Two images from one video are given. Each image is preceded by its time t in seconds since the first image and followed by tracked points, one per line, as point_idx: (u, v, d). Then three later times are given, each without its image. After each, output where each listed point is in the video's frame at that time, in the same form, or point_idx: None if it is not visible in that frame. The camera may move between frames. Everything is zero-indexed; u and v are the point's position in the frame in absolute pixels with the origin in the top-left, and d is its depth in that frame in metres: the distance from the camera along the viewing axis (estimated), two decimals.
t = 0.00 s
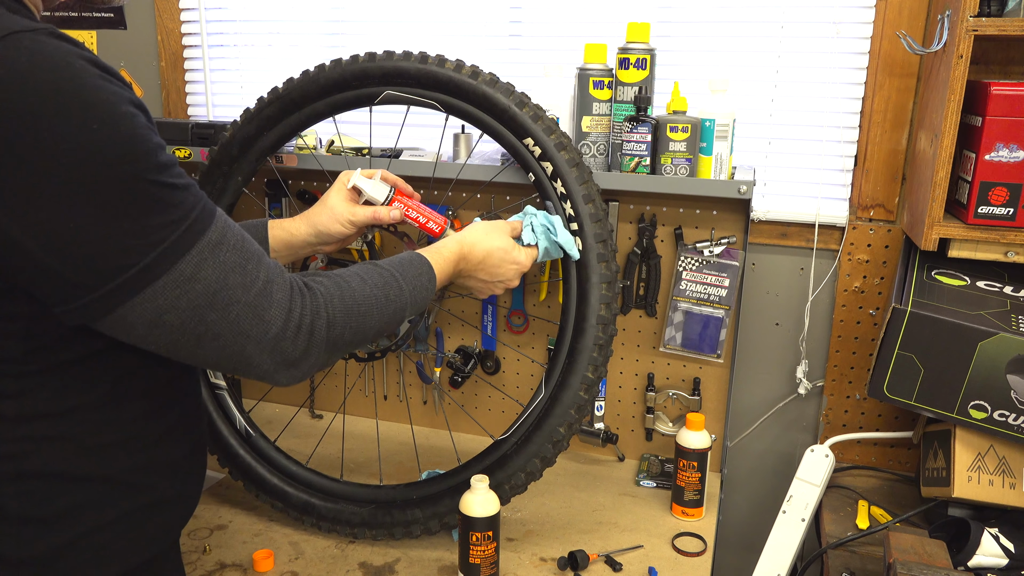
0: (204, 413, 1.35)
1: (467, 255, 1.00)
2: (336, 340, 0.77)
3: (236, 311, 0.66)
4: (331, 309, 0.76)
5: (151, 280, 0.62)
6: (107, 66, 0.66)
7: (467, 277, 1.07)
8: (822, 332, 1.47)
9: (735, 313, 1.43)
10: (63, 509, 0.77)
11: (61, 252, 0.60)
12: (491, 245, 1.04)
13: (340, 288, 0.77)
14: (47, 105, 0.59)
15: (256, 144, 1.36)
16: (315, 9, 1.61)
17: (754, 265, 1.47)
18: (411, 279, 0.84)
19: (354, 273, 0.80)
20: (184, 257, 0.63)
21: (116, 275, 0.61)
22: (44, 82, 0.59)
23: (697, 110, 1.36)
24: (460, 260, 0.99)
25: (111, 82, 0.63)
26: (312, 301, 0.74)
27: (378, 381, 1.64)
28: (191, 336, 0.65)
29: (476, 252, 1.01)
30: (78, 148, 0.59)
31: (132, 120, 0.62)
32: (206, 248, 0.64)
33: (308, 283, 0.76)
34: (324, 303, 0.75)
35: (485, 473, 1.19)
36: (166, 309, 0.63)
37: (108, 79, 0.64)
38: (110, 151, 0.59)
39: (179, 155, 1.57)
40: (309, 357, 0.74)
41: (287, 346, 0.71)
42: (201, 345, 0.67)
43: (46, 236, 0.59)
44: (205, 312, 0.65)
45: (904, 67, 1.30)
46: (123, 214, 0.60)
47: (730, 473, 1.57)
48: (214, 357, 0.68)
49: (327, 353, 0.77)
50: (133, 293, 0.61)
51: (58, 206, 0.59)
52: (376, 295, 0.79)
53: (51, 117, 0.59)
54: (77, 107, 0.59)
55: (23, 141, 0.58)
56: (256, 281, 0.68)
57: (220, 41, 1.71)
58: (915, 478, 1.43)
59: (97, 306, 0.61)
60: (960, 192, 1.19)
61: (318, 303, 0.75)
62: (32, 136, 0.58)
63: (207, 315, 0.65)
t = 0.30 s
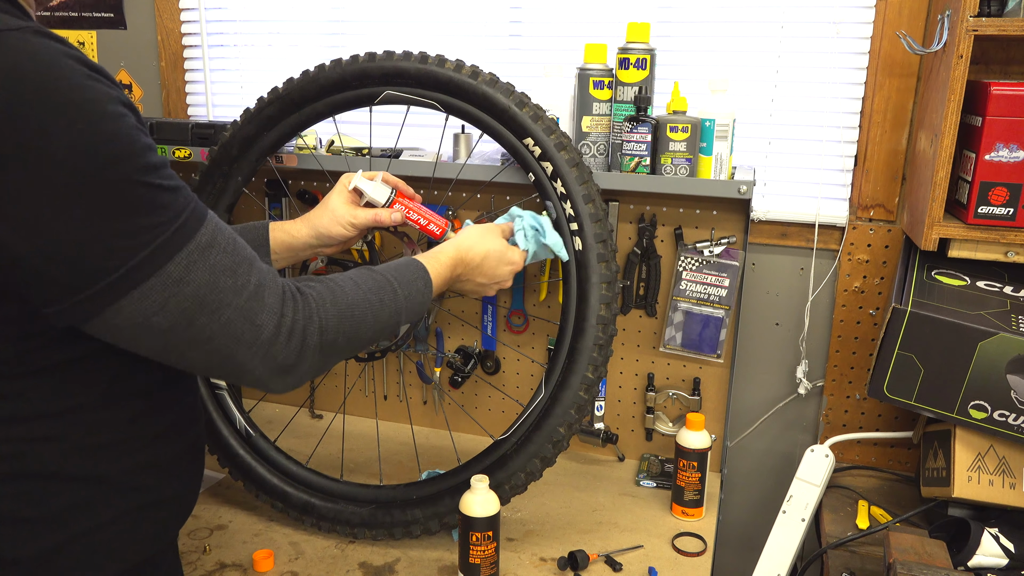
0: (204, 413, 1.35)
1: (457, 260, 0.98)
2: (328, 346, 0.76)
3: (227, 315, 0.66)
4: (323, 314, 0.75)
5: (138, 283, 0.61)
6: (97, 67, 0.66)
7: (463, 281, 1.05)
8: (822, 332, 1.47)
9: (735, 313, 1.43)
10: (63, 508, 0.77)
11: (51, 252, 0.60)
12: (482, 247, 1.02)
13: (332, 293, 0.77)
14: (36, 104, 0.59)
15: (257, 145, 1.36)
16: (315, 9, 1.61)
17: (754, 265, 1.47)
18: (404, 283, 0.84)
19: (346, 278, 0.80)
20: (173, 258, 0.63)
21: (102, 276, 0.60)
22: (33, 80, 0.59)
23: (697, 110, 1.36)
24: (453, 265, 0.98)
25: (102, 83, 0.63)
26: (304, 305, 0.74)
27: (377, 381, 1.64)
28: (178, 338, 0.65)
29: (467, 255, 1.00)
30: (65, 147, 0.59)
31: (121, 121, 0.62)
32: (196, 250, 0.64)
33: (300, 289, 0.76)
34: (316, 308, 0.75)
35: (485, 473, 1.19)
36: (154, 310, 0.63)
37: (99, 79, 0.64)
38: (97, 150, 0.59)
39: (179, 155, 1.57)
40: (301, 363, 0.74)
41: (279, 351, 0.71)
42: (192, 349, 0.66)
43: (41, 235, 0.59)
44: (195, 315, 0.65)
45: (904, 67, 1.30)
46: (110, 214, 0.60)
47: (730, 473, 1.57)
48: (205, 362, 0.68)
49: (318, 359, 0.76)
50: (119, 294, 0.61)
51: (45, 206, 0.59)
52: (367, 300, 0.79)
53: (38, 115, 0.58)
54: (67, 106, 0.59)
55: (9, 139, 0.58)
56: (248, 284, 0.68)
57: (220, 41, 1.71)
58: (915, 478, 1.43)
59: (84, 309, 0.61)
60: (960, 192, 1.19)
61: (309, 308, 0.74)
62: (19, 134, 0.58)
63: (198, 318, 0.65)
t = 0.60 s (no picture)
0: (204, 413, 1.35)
1: (430, 278, 0.94)
2: (303, 373, 0.75)
3: (199, 337, 0.65)
4: (299, 339, 0.74)
5: (111, 297, 0.61)
6: (90, 74, 0.66)
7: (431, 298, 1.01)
8: (822, 332, 1.47)
9: (735, 313, 1.43)
10: (62, 509, 0.77)
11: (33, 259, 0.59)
12: (456, 265, 0.98)
13: (309, 317, 0.76)
14: (20, 109, 0.59)
15: (256, 144, 1.36)
16: (315, 9, 1.61)
17: (754, 265, 1.47)
18: (385, 307, 0.82)
19: (325, 301, 0.79)
20: (147, 274, 0.62)
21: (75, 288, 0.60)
22: (18, 84, 0.59)
23: (697, 110, 1.36)
24: (427, 283, 0.94)
25: (92, 90, 0.63)
26: (279, 329, 0.73)
27: (377, 381, 1.64)
28: (148, 357, 0.63)
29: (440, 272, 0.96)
30: (46, 154, 0.59)
31: (106, 129, 0.62)
32: (173, 267, 0.63)
33: (277, 312, 0.74)
34: (291, 334, 0.74)
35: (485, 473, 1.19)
36: (125, 326, 0.62)
37: (89, 86, 0.64)
38: (78, 158, 0.59)
39: (179, 155, 1.57)
40: (273, 390, 0.72)
41: (250, 377, 0.70)
42: (161, 371, 0.65)
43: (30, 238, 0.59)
44: (168, 335, 0.63)
45: (904, 67, 1.30)
46: (86, 224, 0.59)
47: (730, 472, 1.57)
48: (173, 385, 0.66)
49: (292, 387, 0.74)
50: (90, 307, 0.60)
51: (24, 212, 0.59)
52: (346, 325, 0.78)
53: (21, 121, 0.58)
54: (51, 112, 0.59)
55: None
56: (223, 306, 0.67)
57: (220, 41, 1.71)
58: (915, 478, 1.43)
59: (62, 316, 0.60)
60: (960, 192, 1.19)
61: (285, 332, 0.73)
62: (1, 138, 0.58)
63: (170, 338, 0.63)
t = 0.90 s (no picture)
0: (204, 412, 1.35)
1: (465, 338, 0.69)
2: (298, 470, 0.61)
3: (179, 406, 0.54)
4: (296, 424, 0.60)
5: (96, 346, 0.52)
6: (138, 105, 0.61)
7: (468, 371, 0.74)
8: (822, 332, 1.47)
9: (735, 313, 1.43)
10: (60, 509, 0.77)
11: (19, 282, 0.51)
12: (505, 314, 0.71)
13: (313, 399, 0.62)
14: (55, 117, 0.51)
15: (255, 143, 1.36)
16: (315, 9, 1.61)
17: (753, 265, 1.47)
18: (413, 382, 0.65)
19: (351, 374, 0.65)
20: (135, 328, 0.52)
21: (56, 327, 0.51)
22: (64, 93, 0.52)
23: (697, 110, 1.36)
24: (463, 346, 0.70)
25: (137, 120, 0.57)
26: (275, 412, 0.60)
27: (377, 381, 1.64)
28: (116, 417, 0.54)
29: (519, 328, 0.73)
30: (65, 167, 0.51)
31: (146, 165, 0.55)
32: (159, 318, 0.53)
33: (274, 392, 0.61)
34: (293, 417, 0.60)
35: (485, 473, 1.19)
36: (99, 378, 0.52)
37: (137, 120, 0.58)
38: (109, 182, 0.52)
39: (179, 155, 1.57)
40: (254, 488, 0.59)
41: (226, 467, 0.57)
42: (126, 436, 0.54)
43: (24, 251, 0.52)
44: (136, 396, 0.53)
45: (904, 67, 1.30)
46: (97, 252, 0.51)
47: (730, 472, 1.57)
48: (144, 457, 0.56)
49: (284, 483, 0.60)
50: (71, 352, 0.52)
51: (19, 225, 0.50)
52: (359, 416, 0.63)
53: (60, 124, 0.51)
54: (89, 123, 0.52)
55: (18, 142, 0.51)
56: (205, 377, 0.55)
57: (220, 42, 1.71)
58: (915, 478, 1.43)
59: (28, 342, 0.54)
60: (960, 192, 1.19)
61: (288, 415, 0.60)
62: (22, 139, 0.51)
63: (138, 398, 0.53)
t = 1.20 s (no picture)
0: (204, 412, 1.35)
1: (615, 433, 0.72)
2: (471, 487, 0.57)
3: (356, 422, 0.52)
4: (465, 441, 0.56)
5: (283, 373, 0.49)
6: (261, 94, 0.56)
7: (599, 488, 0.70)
8: (822, 332, 1.47)
9: (735, 313, 1.43)
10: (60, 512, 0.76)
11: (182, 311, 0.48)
12: (638, 443, 0.73)
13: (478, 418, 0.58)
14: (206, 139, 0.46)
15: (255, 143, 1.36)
16: (315, 9, 1.61)
17: (754, 265, 1.47)
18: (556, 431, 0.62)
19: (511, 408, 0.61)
20: (334, 344, 0.50)
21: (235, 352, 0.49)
22: (203, 111, 0.47)
23: (697, 110, 1.36)
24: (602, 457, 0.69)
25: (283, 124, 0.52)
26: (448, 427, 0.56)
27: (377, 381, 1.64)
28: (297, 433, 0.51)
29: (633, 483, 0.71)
30: (241, 196, 0.46)
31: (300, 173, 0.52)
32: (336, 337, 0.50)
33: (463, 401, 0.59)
34: (478, 424, 0.58)
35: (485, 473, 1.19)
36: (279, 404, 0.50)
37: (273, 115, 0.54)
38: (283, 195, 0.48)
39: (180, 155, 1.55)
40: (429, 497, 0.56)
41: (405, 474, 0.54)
42: (325, 445, 0.52)
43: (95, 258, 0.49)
44: (344, 404, 0.51)
45: (904, 67, 1.30)
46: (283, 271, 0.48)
47: (730, 472, 1.57)
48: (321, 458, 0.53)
49: (469, 493, 0.57)
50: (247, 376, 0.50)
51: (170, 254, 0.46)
52: (529, 439, 0.59)
53: (198, 121, 0.46)
54: (244, 139, 0.47)
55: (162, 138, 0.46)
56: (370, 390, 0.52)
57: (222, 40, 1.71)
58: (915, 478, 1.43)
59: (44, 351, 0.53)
60: (960, 192, 1.19)
61: (473, 420, 0.57)
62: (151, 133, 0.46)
63: (345, 406, 0.51)
